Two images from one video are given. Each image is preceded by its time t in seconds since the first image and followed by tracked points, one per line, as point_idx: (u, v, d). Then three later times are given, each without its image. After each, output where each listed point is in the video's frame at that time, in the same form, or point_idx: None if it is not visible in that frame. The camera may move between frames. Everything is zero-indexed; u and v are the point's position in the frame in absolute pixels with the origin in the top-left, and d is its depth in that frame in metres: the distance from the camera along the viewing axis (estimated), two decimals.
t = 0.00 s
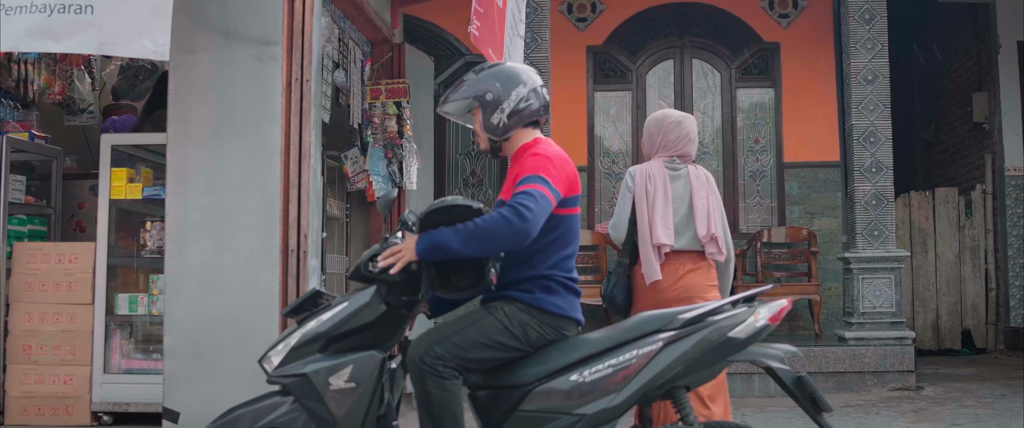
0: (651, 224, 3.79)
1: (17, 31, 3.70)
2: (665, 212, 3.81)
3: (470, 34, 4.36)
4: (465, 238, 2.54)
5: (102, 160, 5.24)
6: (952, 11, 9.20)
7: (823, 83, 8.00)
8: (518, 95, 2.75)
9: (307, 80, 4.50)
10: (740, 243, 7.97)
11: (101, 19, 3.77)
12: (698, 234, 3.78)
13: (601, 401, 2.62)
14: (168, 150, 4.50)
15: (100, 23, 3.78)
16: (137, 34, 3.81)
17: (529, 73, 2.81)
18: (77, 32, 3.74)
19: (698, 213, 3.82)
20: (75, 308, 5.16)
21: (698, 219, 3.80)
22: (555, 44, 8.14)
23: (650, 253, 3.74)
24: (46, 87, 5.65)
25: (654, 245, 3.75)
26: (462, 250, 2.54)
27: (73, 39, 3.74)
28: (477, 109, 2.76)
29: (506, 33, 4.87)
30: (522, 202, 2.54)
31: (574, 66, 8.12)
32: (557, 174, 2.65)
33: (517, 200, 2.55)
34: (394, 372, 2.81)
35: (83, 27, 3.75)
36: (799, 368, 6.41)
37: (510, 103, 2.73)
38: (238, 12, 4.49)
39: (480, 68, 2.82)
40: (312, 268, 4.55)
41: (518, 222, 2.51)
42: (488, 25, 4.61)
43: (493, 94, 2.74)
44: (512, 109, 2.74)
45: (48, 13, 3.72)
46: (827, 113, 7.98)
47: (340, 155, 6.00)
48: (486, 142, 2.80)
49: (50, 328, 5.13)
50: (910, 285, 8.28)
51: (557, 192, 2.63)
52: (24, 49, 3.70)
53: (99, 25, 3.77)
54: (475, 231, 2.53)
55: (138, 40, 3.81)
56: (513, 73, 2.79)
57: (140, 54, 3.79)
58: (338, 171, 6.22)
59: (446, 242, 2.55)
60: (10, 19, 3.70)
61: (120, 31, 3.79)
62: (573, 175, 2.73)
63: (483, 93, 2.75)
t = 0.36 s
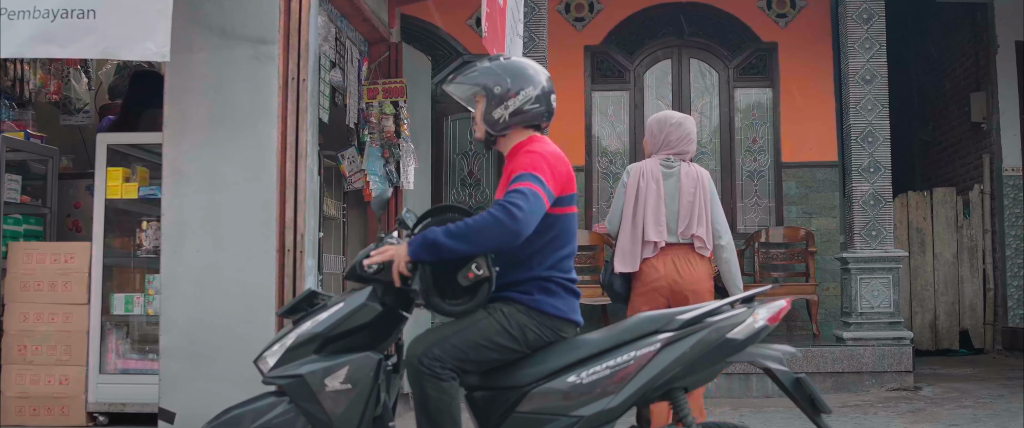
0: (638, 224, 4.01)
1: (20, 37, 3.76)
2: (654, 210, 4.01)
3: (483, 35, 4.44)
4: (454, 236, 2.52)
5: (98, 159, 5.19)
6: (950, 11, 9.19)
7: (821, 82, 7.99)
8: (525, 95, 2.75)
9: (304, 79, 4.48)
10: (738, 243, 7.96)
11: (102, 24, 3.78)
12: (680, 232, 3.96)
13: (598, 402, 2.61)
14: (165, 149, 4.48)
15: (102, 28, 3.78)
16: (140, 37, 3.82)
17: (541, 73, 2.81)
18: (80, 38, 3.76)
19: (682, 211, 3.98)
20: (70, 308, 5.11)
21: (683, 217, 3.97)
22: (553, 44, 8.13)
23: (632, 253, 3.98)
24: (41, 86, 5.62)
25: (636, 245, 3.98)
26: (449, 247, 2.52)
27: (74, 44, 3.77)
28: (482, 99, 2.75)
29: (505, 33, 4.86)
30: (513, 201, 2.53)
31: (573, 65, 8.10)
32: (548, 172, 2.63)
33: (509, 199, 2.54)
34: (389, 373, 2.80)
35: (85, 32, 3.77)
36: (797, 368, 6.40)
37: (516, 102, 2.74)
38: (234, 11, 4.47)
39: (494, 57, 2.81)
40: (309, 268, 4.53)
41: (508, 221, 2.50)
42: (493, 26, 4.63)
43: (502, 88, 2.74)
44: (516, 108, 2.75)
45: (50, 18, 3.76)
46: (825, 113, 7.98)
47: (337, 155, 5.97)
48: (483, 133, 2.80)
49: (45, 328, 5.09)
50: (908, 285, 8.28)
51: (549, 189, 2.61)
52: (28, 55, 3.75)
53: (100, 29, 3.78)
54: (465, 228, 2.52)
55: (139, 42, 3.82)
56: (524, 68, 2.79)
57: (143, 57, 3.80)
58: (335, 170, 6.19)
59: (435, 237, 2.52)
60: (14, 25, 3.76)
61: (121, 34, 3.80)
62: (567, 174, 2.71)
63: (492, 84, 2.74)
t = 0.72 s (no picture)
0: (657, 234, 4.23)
1: (14, 35, 3.75)
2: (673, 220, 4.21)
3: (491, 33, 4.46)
4: (454, 239, 2.51)
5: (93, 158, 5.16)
6: (948, 11, 9.18)
7: (820, 82, 7.98)
8: (536, 94, 2.74)
9: (300, 78, 4.46)
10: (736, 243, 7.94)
11: (93, 20, 3.78)
12: (698, 242, 4.17)
13: (596, 404, 2.58)
14: (160, 148, 4.46)
15: (92, 24, 3.78)
16: (129, 33, 3.77)
17: (552, 72, 2.79)
18: (70, 33, 3.76)
19: (700, 221, 4.18)
20: (65, 308, 5.06)
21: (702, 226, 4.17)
22: (551, 43, 8.11)
23: (652, 259, 4.20)
24: (34, 85, 5.60)
25: (654, 252, 4.21)
26: (450, 251, 2.51)
27: (66, 42, 3.76)
28: (493, 95, 2.73)
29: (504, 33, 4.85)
30: (513, 203, 2.51)
31: (570, 65, 8.09)
32: (551, 173, 2.61)
33: (509, 202, 2.52)
34: (387, 374, 2.78)
35: (76, 28, 3.77)
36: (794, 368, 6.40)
37: (525, 101, 2.72)
38: (230, 10, 4.45)
39: (507, 52, 2.79)
40: (305, 269, 4.50)
41: (508, 224, 2.48)
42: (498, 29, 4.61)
43: (513, 85, 2.72)
44: (526, 107, 2.73)
45: (43, 16, 3.77)
46: (824, 113, 7.97)
47: (333, 154, 5.95)
48: (490, 128, 2.78)
49: (40, 329, 5.03)
50: (906, 286, 8.29)
51: (551, 190, 2.59)
52: (22, 53, 3.75)
53: (91, 26, 3.78)
54: (465, 232, 2.50)
55: (128, 38, 3.77)
56: (534, 65, 2.76)
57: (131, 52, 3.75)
58: (332, 170, 6.17)
59: (435, 242, 2.52)
60: (8, 22, 3.76)
61: (112, 31, 3.78)
62: (570, 173, 2.69)
63: (504, 81, 2.72)
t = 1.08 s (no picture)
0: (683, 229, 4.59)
1: None
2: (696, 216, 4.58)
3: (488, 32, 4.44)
4: (454, 241, 2.49)
5: (90, 157, 5.17)
6: (947, 11, 9.17)
7: (818, 83, 7.97)
8: (524, 93, 2.72)
9: (297, 78, 4.44)
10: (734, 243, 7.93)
11: (81, 12, 3.78)
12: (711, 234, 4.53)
13: (595, 405, 2.57)
14: (156, 148, 4.44)
15: (81, 17, 3.78)
16: (118, 30, 3.80)
17: (541, 72, 2.77)
18: (59, 25, 3.76)
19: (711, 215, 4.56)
20: (61, 309, 4.98)
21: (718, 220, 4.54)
22: (548, 43, 8.10)
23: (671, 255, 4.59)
24: (30, 85, 5.52)
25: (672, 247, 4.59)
26: (449, 253, 2.49)
27: (52, 32, 3.76)
28: (481, 94, 2.72)
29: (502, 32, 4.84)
30: (511, 205, 2.49)
31: (567, 65, 8.08)
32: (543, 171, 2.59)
33: (506, 203, 2.50)
34: (383, 375, 2.77)
35: (65, 20, 3.77)
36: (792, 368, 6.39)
37: (514, 100, 2.70)
38: (226, 8, 4.43)
39: (496, 53, 2.77)
40: (301, 269, 4.48)
41: (509, 228, 2.47)
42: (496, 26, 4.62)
43: (501, 84, 2.70)
44: (514, 106, 2.71)
45: (29, 5, 3.75)
46: (821, 114, 7.97)
47: (331, 154, 5.92)
48: (478, 128, 2.76)
49: (35, 330, 4.93)
50: (904, 286, 8.30)
51: (545, 188, 2.57)
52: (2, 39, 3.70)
53: (79, 18, 3.78)
54: (465, 235, 2.49)
55: (118, 35, 3.80)
56: (523, 65, 2.75)
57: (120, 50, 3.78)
58: (329, 170, 6.15)
59: (435, 243, 2.50)
60: None
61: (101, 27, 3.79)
62: (561, 171, 2.67)
63: (492, 80, 2.71)
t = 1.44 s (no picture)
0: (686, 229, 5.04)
1: None
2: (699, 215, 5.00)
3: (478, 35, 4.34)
4: (466, 239, 2.49)
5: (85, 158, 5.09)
6: (944, 12, 9.17)
7: (817, 83, 7.97)
8: (489, 97, 2.70)
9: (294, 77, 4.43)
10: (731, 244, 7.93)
11: None
12: (714, 234, 4.92)
13: (590, 407, 2.58)
14: (153, 148, 4.43)
15: (68, 3, 3.71)
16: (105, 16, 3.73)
17: (501, 73, 2.75)
18: (42, 12, 3.68)
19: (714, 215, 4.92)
20: (58, 309, 4.93)
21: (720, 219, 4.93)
22: (546, 43, 8.09)
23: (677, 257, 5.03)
24: (29, 85, 5.40)
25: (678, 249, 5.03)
26: (461, 250, 2.48)
27: (37, 19, 3.68)
28: (444, 104, 2.69)
29: (499, 32, 4.83)
30: (518, 202, 2.51)
31: (565, 65, 8.07)
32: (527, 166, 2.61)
33: (512, 201, 2.52)
34: (379, 376, 2.78)
35: (48, 7, 3.70)
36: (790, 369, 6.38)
37: (479, 104, 2.68)
38: (223, 7, 4.41)
39: (450, 61, 2.75)
40: (298, 269, 4.48)
41: (521, 225, 2.49)
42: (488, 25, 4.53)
43: (463, 91, 2.68)
44: (481, 110, 2.69)
45: None
46: (820, 114, 7.96)
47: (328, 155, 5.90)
48: (448, 138, 2.73)
49: (31, 330, 4.90)
50: (903, 286, 8.30)
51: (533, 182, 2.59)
52: None
53: (66, 4, 3.72)
54: (477, 233, 2.48)
55: (104, 21, 3.73)
56: (482, 69, 2.72)
57: (105, 34, 3.71)
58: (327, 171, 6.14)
59: (447, 240, 2.49)
60: None
61: (87, 13, 3.72)
62: (539, 166, 2.69)
63: (453, 88, 2.68)
